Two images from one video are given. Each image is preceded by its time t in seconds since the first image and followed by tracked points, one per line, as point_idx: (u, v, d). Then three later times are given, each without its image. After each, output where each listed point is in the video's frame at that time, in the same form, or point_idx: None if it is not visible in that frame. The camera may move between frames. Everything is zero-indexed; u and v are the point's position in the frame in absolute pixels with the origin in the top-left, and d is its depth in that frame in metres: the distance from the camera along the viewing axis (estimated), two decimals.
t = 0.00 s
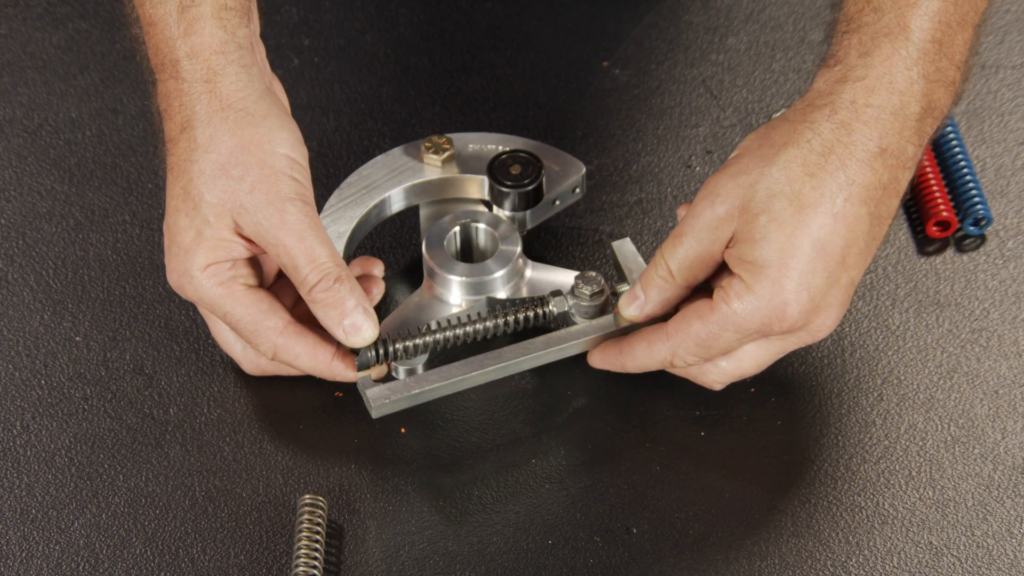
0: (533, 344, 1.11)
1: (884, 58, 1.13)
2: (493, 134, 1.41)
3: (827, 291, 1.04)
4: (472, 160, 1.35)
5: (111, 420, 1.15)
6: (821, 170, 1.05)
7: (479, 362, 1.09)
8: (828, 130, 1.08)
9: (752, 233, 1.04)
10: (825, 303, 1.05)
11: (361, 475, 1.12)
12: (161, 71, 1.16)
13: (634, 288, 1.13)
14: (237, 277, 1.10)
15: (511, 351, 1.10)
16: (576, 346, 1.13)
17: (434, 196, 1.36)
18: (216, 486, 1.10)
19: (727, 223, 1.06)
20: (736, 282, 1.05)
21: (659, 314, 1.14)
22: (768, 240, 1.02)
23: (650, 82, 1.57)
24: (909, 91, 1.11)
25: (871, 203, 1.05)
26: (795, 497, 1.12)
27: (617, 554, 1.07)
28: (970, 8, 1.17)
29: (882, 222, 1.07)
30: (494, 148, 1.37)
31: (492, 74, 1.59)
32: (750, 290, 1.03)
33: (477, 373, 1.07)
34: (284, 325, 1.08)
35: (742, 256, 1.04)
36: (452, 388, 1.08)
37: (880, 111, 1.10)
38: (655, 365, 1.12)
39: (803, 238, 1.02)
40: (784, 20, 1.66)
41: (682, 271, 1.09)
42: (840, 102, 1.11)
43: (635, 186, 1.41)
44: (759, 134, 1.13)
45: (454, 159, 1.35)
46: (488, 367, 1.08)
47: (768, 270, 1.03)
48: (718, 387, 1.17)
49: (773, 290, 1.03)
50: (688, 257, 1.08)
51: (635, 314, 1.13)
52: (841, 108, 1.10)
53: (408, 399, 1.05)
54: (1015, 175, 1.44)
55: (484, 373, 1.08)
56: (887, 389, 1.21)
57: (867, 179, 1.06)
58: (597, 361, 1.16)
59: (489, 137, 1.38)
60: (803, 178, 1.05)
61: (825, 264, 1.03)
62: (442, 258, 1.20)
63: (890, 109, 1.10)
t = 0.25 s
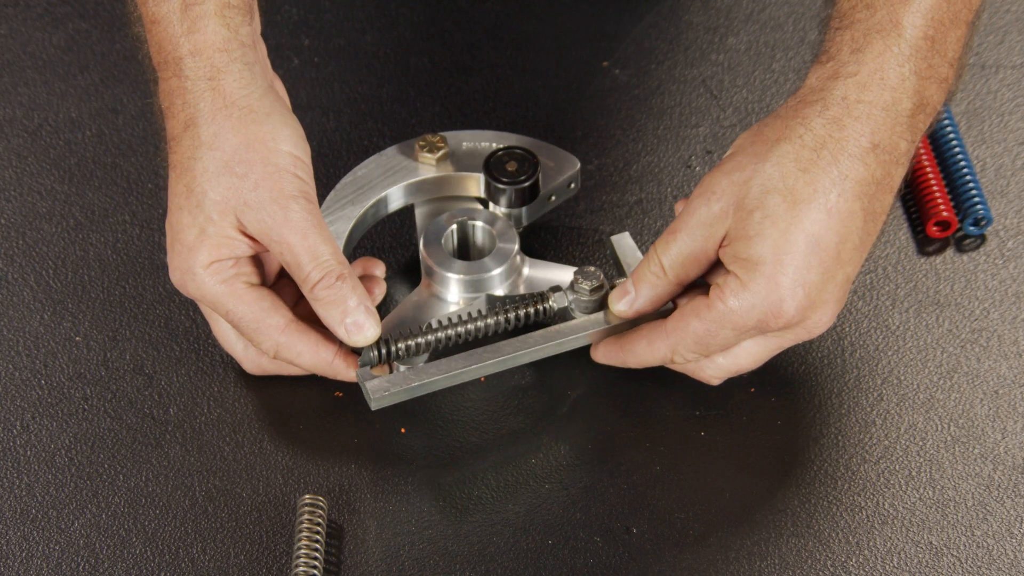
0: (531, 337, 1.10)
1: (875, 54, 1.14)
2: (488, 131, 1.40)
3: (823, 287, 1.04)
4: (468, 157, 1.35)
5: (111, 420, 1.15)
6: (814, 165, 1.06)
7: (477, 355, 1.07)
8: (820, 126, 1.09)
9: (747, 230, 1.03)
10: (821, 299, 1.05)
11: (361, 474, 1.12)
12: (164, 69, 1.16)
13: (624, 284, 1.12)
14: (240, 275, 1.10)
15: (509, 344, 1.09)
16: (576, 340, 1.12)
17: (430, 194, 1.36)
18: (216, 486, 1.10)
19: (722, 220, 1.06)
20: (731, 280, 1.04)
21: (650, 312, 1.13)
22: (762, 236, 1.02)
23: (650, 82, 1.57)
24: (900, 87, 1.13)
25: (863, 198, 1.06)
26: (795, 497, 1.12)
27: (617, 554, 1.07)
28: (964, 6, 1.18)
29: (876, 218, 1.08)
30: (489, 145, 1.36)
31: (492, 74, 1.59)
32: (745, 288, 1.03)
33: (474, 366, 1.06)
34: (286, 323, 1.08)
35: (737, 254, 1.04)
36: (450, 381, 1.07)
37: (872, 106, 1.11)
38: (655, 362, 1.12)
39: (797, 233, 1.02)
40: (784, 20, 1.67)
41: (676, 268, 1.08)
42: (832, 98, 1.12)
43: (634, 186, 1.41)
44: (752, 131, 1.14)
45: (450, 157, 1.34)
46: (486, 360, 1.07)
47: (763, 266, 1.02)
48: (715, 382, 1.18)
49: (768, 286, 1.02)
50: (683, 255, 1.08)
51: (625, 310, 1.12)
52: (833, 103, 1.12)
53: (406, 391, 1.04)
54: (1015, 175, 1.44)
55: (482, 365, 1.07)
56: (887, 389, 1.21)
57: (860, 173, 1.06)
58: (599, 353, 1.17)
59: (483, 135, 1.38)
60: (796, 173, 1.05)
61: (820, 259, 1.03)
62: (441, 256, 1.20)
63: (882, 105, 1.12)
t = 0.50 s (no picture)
0: (530, 338, 1.10)
1: (874, 52, 1.14)
2: (486, 131, 1.40)
3: (822, 285, 1.04)
4: (467, 156, 1.35)
5: (111, 420, 1.15)
6: (813, 164, 1.06)
7: (477, 354, 1.07)
8: (819, 125, 1.09)
9: (745, 229, 1.04)
10: (820, 298, 1.05)
11: (361, 474, 1.12)
12: (165, 66, 1.16)
13: (622, 283, 1.12)
14: (241, 272, 1.10)
15: (508, 345, 1.09)
16: (576, 340, 1.12)
17: (429, 193, 1.36)
18: (216, 486, 1.10)
19: (721, 219, 1.06)
20: (730, 278, 1.05)
21: (649, 311, 1.13)
22: (761, 235, 1.02)
23: (650, 82, 1.57)
24: (899, 85, 1.12)
25: (863, 196, 1.06)
26: (795, 497, 1.12)
27: (618, 554, 1.07)
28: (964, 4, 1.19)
29: (876, 217, 1.08)
30: (489, 145, 1.36)
31: (492, 74, 1.59)
32: (744, 286, 1.03)
33: (473, 366, 1.06)
34: (286, 320, 1.08)
35: (736, 252, 1.04)
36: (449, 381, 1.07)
37: (871, 104, 1.11)
38: (654, 361, 1.12)
39: (796, 232, 1.02)
40: (784, 20, 1.67)
41: (675, 267, 1.08)
42: (831, 97, 1.12)
43: (634, 186, 1.41)
44: (750, 130, 1.14)
45: (449, 157, 1.34)
46: (485, 360, 1.07)
47: (762, 265, 1.02)
48: (715, 382, 1.18)
49: (767, 284, 1.02)
50: (682, 254, 1.08)
51: (625, 309, 1.11)
52: (832, 102, 1.12)
53: (406, 392, 1.04)
54: (1015, 175, 1.44)
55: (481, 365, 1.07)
56: (887, 389, 1.21)
57: (859, 172, 1.06)
58: (597, 351, 1.16)
59: (483, 134, 1.38)
60: (794, 172, 1.05)
61: (819, 257, 1.03)
62: (440, 255, 1.20)
63: (881, 103, 1.11)
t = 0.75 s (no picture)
0: (530, 339, 1.10)
1: (874, 51, 1.14)
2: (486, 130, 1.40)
3: (821, 285, 1.04)
4: (467, 156, 1.35)
5: (111, 420, 1.15)
6: (811, 163, 1.06)
7: (477, 355, 1.07)
8: (817, 125, 1.09)
9: (744, 228, 1.04)
10: (819, 297, 1.05)
11: (361, 475, 1.12)
12: (171, 66, 1.16)
13: (622, 284, 1.12)
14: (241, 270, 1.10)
15: (508, 345, 1.08)
16: (576, 340, 1.12)
17: (429, 193, 1.36)
18: (216, 486, 1.10)
19: (720, 218, 1.06)
20: (729, 277, 1.05)
21: (648, 311, 1.13)
22: (760, 234, 1.02)
23: (650, 82, 1.57)
24: (898, 84, 1.13)
25: (861, 195, 1.06)
26: (795, 497, 1.12)
27: (618, 554, 1.07)
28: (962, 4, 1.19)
29: (874, 216, 1.08)
30: (489, 145, 1.36)
31: (492, 74, 1.59)
32: (743, 285, 1.03)
33: (474, 367, 1.06)
34: (286, 319, 1.07)
35: (735, 251, 1.04)
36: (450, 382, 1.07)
37: (869, 104, 1.11)
38: (653, 360, 1.12)
39: (795, 231, 1.02)
40: (784, 20, 1.67)
41: (674, 268, 1.08)
42: (829, 96, 1.12)
43: (634, 186, 1.41)
44: (749, 129, 1.14)
45: (449, 157, 1.34)
46: (486, 361, 1.07)
47: (761, 264, 1.02)
48: (715, 382, 1.18)
49: (766, 283, 1.02)
50: (681, 254, 1.08)
51: (625, 310, 1.11)
52: (830, 101, 1.12)
53: (407, 392, 1.04)
54: (1015, 175, 1.44)
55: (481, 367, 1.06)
56: (887, 389, 1.21)
57: (857, 171, 1.07)
58: (595, 351, 1.16)
59: (483, 134, 1.38)
60: (793, 171, 1.05)
61: (818, 257, 1.03)
62: (440, 256, 1.20)
63: (880, 102, 1.11)
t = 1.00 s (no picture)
0: (524, 331, 1.10)
1: (867, 49, 1.14)
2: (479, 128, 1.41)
3: (813, 280, 1.04)
4: (461, 153, 1.35)
5: (111, 420, 1.15)
6: (803, 159, 1.06)
7: (470, 346, 1.08)
8: (810, 121, 1.09)
9: (736, 222, 1.04)
10: (811, 293, 1.04)
11: (361, 475, 1.12)
12: (161, 72, 1.16)
13: (616, 280, 1.12)
14: (237, 275, 1.10)
15: (502, 337, 1.09)
16: (571, 335, 1.12)
17: (425, 191, 1.36)
18: (216, 486, 1.10)
19: (712, 213, 1.07)
20: (721, 272, 1.05)
21: (643, 307, 1.14)
22: (750, 229, 1.02)
23: (650, 82, 1.57)
24: (890, 82, 1.12)
25: (853, 192, 1.06)
26: (794, 497, 1.12)
27: (618, 554, 1.07)
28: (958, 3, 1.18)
29: (866, 214, 1.08)
30: (483, 141, 1.37)
31: (492, 74, 1.59)
32: (734, 280, 1.03)
33: (467, 358, 1.07)
34: (285, 321, 1.08)
35: (726, 246, 1.04)
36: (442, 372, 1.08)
37: (862, 101, 1.11)
38: (646, 354, 1.13)
39: (786, 226, 1.02)
40: (784, 20, 1.67)
41: (667, 263, 1.08)
42: (822, 93, 1.12)
43: (634, 186, 1.41)
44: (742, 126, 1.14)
45: (443, 154, 1.34)
46: (478, 352, 1.08)
47: (752, 259, 1.02)
48: (708, 378, 1.18)
49: (757, 278, 1.02)
50: (674, 249, 1.08)
51: (619, 306, 1.12)
52: (823, 98, 1.12)
53: (399, 381, 1.05)
54: (1015, 175, 1.44)
55: (473, 358, 1.08)
56: (887, 389, 1.21)
57: (849, 168, 1.06)
58: (590, 345, 1.17)
59: (477, 131, 1.38)
60: (785, 167, 1.05)
61: (809, 252, 1.03)
62: (437, 252, 1.20)
63: (873, 99, 1.11)
